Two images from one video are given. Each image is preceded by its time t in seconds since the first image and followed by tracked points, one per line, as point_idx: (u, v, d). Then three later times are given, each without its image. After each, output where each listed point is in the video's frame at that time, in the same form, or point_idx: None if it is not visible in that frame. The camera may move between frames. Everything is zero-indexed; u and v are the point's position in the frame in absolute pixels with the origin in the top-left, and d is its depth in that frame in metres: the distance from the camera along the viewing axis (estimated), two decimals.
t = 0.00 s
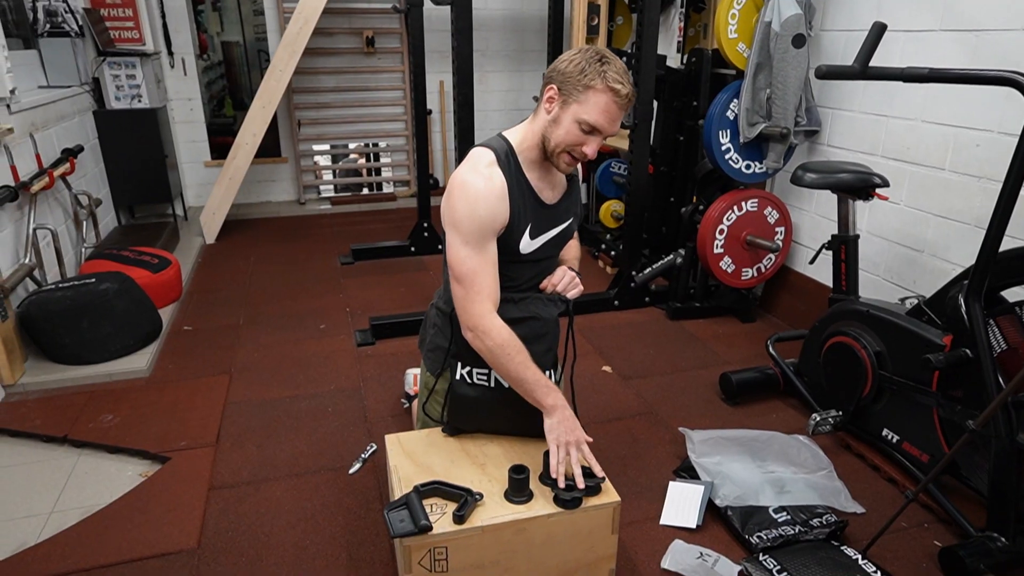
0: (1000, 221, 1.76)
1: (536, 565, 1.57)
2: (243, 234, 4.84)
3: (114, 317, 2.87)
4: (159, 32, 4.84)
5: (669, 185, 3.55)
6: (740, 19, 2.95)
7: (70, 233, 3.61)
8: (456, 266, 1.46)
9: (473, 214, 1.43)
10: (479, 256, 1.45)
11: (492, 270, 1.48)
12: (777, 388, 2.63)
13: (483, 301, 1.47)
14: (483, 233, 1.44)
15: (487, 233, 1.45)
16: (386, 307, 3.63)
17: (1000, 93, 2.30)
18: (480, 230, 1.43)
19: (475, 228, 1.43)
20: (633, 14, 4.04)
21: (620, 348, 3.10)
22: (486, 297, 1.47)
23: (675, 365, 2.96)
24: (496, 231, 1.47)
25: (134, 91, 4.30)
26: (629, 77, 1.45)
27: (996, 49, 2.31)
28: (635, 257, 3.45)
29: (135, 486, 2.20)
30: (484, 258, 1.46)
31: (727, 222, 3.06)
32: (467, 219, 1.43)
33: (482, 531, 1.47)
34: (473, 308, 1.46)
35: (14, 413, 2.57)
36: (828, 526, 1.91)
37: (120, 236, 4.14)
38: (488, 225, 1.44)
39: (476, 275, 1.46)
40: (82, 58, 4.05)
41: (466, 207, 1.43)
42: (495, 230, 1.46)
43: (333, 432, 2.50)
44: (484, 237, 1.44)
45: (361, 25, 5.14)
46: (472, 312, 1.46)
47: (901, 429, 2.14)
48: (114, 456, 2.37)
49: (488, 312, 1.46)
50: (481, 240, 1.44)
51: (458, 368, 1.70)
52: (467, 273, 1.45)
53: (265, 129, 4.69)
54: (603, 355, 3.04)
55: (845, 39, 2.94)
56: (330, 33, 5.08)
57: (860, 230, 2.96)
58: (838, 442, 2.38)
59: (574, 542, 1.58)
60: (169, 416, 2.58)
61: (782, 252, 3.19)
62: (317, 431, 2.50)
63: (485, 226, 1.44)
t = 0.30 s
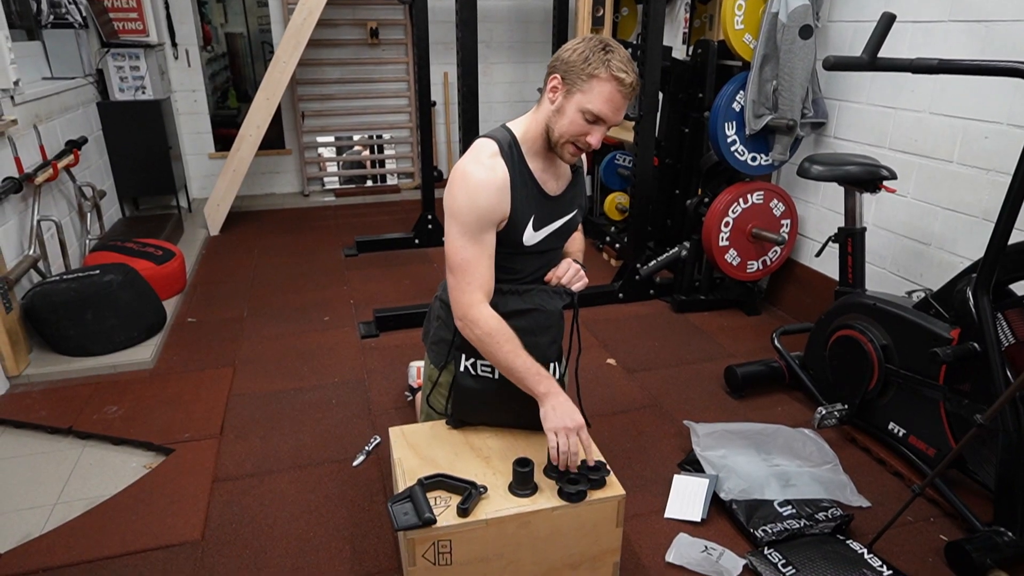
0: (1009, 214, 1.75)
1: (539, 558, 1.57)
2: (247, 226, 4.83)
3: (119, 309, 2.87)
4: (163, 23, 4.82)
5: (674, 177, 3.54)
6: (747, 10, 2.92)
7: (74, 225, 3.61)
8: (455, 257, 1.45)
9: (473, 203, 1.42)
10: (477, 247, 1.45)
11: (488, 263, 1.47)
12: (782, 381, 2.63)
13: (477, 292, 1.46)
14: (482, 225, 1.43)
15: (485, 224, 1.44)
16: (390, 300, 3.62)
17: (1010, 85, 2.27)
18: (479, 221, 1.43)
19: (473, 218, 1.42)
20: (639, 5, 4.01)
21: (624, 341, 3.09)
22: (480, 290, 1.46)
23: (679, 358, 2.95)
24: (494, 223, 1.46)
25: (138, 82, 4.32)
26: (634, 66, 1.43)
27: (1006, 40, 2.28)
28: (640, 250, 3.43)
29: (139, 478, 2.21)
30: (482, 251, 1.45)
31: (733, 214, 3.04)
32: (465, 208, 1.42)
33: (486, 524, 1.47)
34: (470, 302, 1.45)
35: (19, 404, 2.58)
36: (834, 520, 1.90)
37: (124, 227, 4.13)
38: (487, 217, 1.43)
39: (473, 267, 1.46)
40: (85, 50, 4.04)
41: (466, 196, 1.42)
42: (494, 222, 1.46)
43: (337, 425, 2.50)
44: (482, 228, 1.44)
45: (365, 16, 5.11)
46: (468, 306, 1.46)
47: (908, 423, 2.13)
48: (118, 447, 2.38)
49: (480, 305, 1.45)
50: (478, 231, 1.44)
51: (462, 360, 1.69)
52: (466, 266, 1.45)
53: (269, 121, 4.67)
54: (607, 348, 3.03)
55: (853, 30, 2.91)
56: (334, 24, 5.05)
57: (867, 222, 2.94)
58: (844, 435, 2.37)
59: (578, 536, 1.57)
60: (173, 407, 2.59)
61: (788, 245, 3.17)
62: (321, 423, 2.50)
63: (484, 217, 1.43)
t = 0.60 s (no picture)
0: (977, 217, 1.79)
1: (519, 562, 1.58)
2: (234, 233, 4.82)
3: (102, 318, 2.86)
4: (148, 31, 4.81)
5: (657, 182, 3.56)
6: (726, 17, 2.95)
7: (58, 234, 3.60)
8: (381, 243, 1.59)
9: (396, 195, 1.54)
10: (401, 234, 1.58)
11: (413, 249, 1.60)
12: (764, 383, 2.65)
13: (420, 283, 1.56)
14: (404, 214, 1.55)
15: (410, 214, 1.56)
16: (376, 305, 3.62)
17: (980, 90, 2.32)
18: (401, 211, 1.55)
19: (396, 207, 1.54)
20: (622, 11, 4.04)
21: (609, 345, 3.11)
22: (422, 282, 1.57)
23: (663, 361, 2.97)
24: (423, 215, 1.57)
25: (124, 90, 4.26)
26: (559, 53, 1.51)
27: (977, 46, 2.33)
28: (624, 254, 3.46)
29: (122, 488, 2.20)
30: (405, 237, 1.58)
31: (714, 218, 3.07)
32: (392, 199, 1.55)
33: (466, 529, 1.47)
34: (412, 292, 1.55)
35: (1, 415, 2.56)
36: (813, 520, 1.92)
37: (109, 235, 4.11)
38: (411, 208, 1.54)
39: (406, 257, 1.60)
40: (70, 58, 4.03)
41: (394, 188, 1.55)
42: (420, 213, 1.56)
43: (322, 431, 2.50)
44: (406, 218, 1.56)
45: (351, 23, 5.13)
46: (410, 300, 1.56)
47: (885, 423, 2.16)
48: (101, 457, 2.37)
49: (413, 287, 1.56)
50: (401, 220, 1.56)
51: (439, 369, 1.66)
52: (393, 251, 1.58)
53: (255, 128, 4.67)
54: (592, 352, 3.04)
55: (829, 36, 2.95)
56: (320, 31, 5.06)
57: (846, 225, 2.97)
58: (824, 436, 2.39)
59: (558, 540, 1.58)
60: (156, 416, 2.58)
61: (770, 248, 3.20)
62: (305, 430, 2.50)
63: (406, 207, 1.54)
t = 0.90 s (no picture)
0: (976, 218, 1.80)
1: (519, 564, 1.57)
2: (232, 235, 4.82)
3: (101, 319, 2.86)
4: (147, 32, 4.81)
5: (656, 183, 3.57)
6: (725, 18, 2.95)
7: (56, 235, 3.60)
8: (380, 242, 1.60)
9: (396, 196, 1.54)
10: (400, 235, 1.58)
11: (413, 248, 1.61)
12: (763, 385, 2.65)
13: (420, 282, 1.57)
14: (405, 216, 1.55)
15: (410, 215, 1.56)
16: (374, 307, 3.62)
17: (978, 92, 2.32)
18: (401, 212, 1.55)
19: (396, 208, 1.54)
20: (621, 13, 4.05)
21: (608, 347, 3.11)
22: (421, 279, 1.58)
23: (662, 362, 2.97)
24: (423, 216, 1.57)
25: (123, 91, 4.28)
26: (559, 54, 1.51)
27: (975, 48, 2.33)
28: (623, 255, 3.45)
29: (120, 490, 2.20)
30: (405, 238, 1.58)
31: (713, 219, 3.08)
32: (392, 200, 1.55)
33: (465, 531, 1.47)
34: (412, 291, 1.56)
35: None
36: (812, 522, 1.92)
37: (107, 237, 4.11)
38: (411, 209, 1.54)
39: (404, 257, 1.60)
40: (68, 60, 4.02)
41: (394, 189, 1.55)
42: (420, 215, 1.56)
43: (321, 434, 2.49)
44: (406, 219, 1.56)
45: (350, 25, 5.13)
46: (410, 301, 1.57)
47: (885, 425, 2.16)
48: (100, 459, 2.37)
49: (412, 285, 1.57)
50: (401, 221, 1.56)
51: (438, 370, 1.65)
52: (392, 251, 1.59)
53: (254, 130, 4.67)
54: (591, 354, 3.04)
55: (828, 37, 2.95)
56: (319, 33, 5.06)
57: (845, 226, 2.97)
58: (823, 438, 2.39)
59: (558, 542, 1.58)
60: (155, 418, 2.58)
61: (769, 249, 3.21)
62: (305, 432, 2.50)
63: (406, 208, 1.54)
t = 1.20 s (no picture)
0: (976, 219, 1.80)
1: (518, 566, 1.57)
2: (232, 235, 4.81)
3: (101, 320, 2.85)
4: (147, 33, 4.81)
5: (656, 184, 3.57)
6: (725, 19, 2.95)
7: (56, 235, 3.60)
8: (385, 244, 1.49)
9: (404, 193, 1.49)
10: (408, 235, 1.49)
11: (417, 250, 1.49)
12: (763, 386, 2.65)
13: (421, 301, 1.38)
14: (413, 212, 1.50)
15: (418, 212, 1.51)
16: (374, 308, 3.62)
17: (979, 93, 2.32)
18: (409, 210, 1.49)
19: (404, 206, 1.49)
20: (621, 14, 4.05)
21: (608, 348, 3.11)
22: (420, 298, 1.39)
23: (662, 363, 2.97)
24: (429, 215, 1.53)
25: (122, 92, 4.28)
26: (546, 39, 1.54)
27: (975, 49, 2.33)
28: (623, 256, 3.45)
29: (120, 490, 2.19)
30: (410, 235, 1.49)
31: (713, 220, 3.08)
32: (401, 198, 1.49)
33: (465, 532, 1.47)
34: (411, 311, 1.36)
35: None
36: (812, 523, 1.92)
37: (107, 237, 4.10)
38: (419, 208, 1.50)
39: (408, 265, 1.46)
40: (69, 60, 4.02)
41: (401, 187, 1.51)
42: (427, 214, 1.52)
43: (320, 434, 2.49)
44: (414, 217, 1.50)
45: (350, 25, 5.13)
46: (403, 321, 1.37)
47: (885, 426, 2.16)
48: (99, 460, 2.37)
49: (409, 302, 1.37)
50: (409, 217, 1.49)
51: (436, 375, 1.65)
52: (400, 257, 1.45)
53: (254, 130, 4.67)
54: (591, 355, 3.04)
55: (828, 38, 2.95)
56: (319, 34, 5.07)
57: (845, 228, 2.97)
58: (823, 439, 2.39)
59: (557, 543, 1.58)
60: (154, 418, 2.58)
61: (768, 250, 3.21)
62: (304, 433, 2.49)
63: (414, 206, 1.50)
